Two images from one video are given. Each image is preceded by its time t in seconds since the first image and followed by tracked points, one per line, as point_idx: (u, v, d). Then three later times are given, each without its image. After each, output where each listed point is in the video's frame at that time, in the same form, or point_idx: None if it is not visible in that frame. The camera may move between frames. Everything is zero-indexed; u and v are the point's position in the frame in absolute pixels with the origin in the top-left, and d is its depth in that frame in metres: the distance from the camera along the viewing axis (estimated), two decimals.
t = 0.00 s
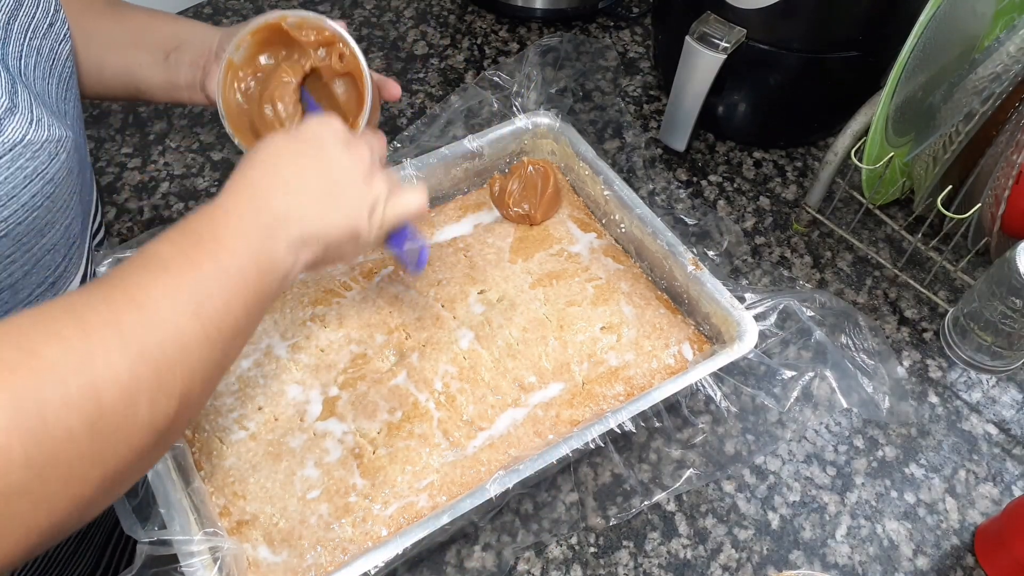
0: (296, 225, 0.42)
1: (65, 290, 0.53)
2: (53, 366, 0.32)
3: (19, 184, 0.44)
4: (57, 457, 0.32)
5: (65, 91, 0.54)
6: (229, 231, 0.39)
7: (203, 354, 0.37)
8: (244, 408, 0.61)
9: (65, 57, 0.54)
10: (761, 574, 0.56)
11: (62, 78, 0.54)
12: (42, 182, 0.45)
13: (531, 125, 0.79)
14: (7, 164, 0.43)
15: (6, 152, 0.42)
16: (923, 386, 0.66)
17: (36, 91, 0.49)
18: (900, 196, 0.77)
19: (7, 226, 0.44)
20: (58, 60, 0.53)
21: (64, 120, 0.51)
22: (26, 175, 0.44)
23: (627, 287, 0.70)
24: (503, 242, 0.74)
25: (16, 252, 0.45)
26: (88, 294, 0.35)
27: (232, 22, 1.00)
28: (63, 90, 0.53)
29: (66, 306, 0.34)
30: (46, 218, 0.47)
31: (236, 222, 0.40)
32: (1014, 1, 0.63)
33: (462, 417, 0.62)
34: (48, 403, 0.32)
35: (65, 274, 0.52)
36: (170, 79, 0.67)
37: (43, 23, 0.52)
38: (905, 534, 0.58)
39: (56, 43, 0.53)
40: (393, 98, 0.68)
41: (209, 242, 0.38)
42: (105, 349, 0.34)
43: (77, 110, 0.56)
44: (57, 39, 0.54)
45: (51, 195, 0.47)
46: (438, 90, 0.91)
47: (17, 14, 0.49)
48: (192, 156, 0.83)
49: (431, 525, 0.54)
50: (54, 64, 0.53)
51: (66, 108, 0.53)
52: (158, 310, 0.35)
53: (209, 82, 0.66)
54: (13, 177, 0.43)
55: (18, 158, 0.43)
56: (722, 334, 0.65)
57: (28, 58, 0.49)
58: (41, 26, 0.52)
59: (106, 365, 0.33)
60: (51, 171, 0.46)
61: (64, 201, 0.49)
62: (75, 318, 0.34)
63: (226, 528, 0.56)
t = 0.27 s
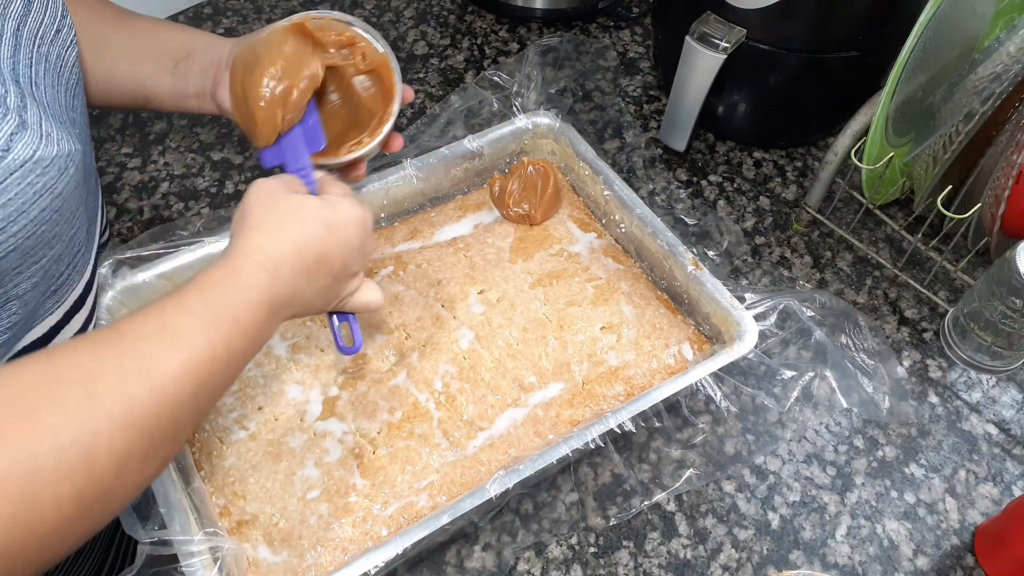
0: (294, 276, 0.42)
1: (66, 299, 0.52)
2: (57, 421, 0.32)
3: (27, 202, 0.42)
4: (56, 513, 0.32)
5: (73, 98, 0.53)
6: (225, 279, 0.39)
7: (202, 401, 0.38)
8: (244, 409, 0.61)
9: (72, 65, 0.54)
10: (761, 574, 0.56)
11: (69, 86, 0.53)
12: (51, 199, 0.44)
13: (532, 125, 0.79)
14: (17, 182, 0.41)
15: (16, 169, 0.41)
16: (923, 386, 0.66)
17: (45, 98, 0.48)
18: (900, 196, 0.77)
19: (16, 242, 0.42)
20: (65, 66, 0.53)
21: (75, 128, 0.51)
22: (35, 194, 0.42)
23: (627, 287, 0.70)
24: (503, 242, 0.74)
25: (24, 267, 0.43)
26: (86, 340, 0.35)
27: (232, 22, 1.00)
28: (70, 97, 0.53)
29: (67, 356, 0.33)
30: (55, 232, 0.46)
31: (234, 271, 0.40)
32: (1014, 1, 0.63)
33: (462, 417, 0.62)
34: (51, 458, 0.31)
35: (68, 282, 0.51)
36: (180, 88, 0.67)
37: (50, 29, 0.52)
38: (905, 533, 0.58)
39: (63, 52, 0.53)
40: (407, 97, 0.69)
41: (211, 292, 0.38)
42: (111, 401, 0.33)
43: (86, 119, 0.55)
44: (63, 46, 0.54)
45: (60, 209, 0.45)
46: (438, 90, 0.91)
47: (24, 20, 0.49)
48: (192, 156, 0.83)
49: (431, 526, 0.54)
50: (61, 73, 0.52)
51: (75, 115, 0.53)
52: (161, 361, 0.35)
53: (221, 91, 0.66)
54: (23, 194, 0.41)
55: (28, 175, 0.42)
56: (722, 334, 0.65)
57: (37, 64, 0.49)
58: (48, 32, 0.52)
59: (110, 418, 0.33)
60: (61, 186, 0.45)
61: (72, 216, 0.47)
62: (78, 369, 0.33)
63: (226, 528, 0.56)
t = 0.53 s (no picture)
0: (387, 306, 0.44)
1: (74, 299, 0.53)
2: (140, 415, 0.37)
3: (52, 214, 0.42)
4: (107, 500, 0.36)
5: (77, 99, 0.55)
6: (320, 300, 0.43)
7: (262, 432, 0.41)
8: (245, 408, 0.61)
9: (75, 70, 0.57)
10: (761, 574, 0.56)
11: (71, 87, 0.55)
12: (70, 210, 0.44)
13: (532, 125, 0.79)
14: (47, 197, 0.41)
15: (46, 185, 0.41)
16: (923, 386, 0.66)
17: (62, 106, 0.50)
18: (900, 196, 0.77)
19: (40, 255, 0.42)
20: (70, 71, 0.56)
21: (86, 133, 0.53)
22: (57, 207, 0.43)
23: (627, 287, 0.70)
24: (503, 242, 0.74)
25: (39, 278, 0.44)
26: (199, 343, 0.40)
27: (232, 22, 1.00)
28: (77, 103, 0.54)
29: (179, 348, 0.40)
30: (66, 243, 0.46)
31: (328, 296, 0.43)
32: (1014, 1, 0.63)
33: (462, 416, 0.62)
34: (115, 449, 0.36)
35: (75, 282, 0.53)
36: (172, 84, 0.69)
37: (56, 36, 0.54)
38: (905, 533, 0.58)
39: (61, 55, 0.54)
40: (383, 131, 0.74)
41: (308, 315, 0.42)
42: (185, 406, 0.38)
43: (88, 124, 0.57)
44: (67, 52, 0.56)
45: (77, 218, 0.46)
46: (438, 90, 0.91)
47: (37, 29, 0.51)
48: (192, 156, 0.83)
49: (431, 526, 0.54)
50: (65, 76, 0.54)
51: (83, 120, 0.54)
52: (243, 371, 0.39)
53: (213, 84, 0.69)
54: (45, 205, 0.41)
55: (57, 189, 0.42)
56: (722, 334, 0.65)
57: (52, 72, 0.51)
58: (55, 39, 0.54)
59: (178, 418, 0.38)
60: (76, 197, 0.45)
61: (84, 223, 0.48)
62: (171, 365, 0.39)
63: (226, 528, 0.56)
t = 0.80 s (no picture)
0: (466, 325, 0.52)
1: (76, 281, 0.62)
2: (268, 392, 0.43)
3: (83, 207, 0.55)
4: (162, 482, 0.38)
5: (71, 84, 0.60)
6: (420, 316, 0.52)
7: (349, 427, 0.46)
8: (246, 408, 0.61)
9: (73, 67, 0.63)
10: (761, 574, 0.56)
11: (67, 76, 0.60)
12: (97, 202, 0.57)
13: (531, 125, 0.79)
14: (79, 191, 0.54)
15: (76, 179, 0.53)
16: (923, 386, 0.66)
17: (61, 96, 0.55)
18: (900, 196, 0.77)
19: (77, 239, 0.56)
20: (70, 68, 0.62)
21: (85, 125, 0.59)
22: (86, 197, 0.55)
23: (627, 287, 0.70)
24: (503, 242, 0.74)
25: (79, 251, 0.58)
26: (315, 342, 0.47)
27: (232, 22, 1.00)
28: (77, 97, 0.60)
29: (262, 356, 0.45)
30: (97, 223, 0.60)
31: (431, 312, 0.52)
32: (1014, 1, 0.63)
33: (462, 416, 0.62)
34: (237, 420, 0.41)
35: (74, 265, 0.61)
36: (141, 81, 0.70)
37: (59, 37, 0.60)
38: (905, 533, 0.58)
39: (59, 48, 0.60)
40: (353, 130, 0.74)
41: (412, 327, 0.50)
42: (302, 391, 0.44)
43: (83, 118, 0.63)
44: (67, 49, 0.62)
45: (93, 207, 0.57)
46: (437, 90, 0.91)
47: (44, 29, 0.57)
48: (192, 156, 0.83)
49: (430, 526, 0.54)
50: (63, 67, 0.59)
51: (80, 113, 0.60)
52: (355, 366, 0.46)
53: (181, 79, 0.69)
54: (85, 202, 0.55)
55: (88, 185, 0.55)
56: (722, 334, 0.65)
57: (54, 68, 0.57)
58: (58, 38, 0.59)
59: (296, 400, 0.43)
60: (103, 190, 0.58)
61: (93, 210, 0.58)
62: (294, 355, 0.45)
63: (227, 528, 0.56)
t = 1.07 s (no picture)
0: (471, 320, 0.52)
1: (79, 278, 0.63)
2: (280, 391, 0.42)
3: (91, 207, 0.56)
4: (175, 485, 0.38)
5: (76, 84, 0.60)
6: (428, 313, 0.52)
7: (362, 425, 0.46)
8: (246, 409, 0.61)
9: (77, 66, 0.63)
10: (761, 574, 0.56)
11: (72, 76, 0.60)
12: (103, 202, 0.58)
13: (531, 125, 0.79)
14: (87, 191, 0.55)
15: (86, 179, 0.54)
16: (923, 386, 0.66)
17: (69, 96, 0.56)
18: (900, 196, 0.77)
19: (80, 238, 0.56)
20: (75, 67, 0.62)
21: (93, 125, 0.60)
22: (94, 198, 0.56)
23: (627, 287, 0.70)
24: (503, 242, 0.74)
25: (84, 250, 0.59)
26: (323, 341, 0.47)
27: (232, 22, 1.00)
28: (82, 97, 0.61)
29: (272, 355, 0.44)
30: (104, 222, 0.61)
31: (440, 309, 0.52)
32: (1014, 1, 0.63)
33: (462, 416, 0.62)
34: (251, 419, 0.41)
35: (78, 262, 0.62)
36: (142, 84, 0.70)
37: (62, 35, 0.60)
38: (905, 533, 0.58)
39: (65, 48, 0.60)
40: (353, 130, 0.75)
41: (421, 325, 0.50)
42: (314, 389, 0.43)
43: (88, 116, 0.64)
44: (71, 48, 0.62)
45: (100, 206, 0.58)
46: (437, 90, 0.91)
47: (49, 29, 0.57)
48: (192, 156, 0.83)
49: (430, 526, 0.54)
50: (68, 67, 0.59)
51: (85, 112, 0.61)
52: (366, 364, 0.46)
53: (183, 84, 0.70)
54: (91, 202, 0.55)
55: (96, 185, 0.55)
56: (722, 334, 0.65)
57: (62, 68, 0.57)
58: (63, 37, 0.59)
59: (310, 399, 0.43)
60: (111, 189, 0.59)
61: (101, 209, 0.59)
62: (304, 354, 0.45)
63: (227, 528, 0.56)
